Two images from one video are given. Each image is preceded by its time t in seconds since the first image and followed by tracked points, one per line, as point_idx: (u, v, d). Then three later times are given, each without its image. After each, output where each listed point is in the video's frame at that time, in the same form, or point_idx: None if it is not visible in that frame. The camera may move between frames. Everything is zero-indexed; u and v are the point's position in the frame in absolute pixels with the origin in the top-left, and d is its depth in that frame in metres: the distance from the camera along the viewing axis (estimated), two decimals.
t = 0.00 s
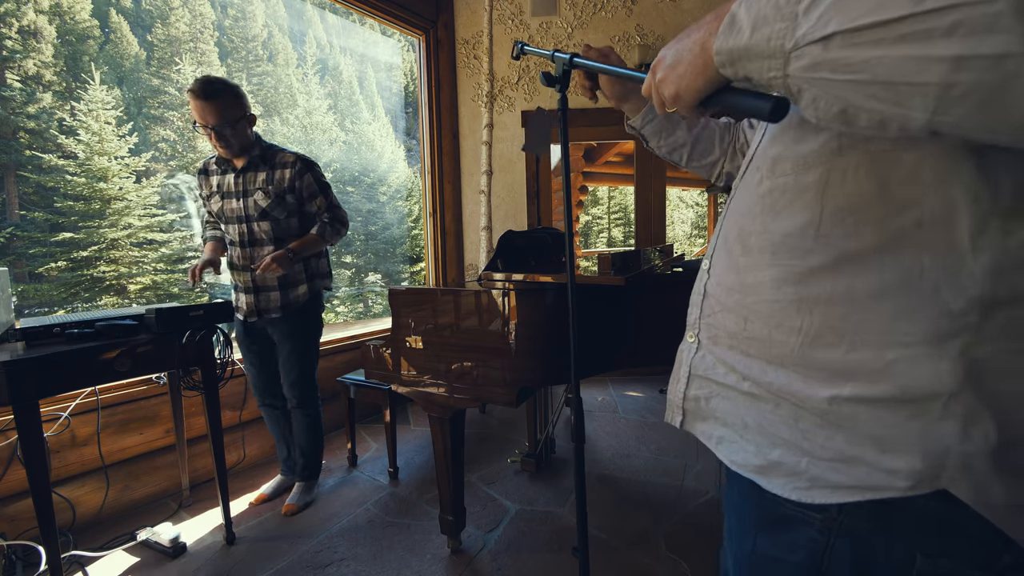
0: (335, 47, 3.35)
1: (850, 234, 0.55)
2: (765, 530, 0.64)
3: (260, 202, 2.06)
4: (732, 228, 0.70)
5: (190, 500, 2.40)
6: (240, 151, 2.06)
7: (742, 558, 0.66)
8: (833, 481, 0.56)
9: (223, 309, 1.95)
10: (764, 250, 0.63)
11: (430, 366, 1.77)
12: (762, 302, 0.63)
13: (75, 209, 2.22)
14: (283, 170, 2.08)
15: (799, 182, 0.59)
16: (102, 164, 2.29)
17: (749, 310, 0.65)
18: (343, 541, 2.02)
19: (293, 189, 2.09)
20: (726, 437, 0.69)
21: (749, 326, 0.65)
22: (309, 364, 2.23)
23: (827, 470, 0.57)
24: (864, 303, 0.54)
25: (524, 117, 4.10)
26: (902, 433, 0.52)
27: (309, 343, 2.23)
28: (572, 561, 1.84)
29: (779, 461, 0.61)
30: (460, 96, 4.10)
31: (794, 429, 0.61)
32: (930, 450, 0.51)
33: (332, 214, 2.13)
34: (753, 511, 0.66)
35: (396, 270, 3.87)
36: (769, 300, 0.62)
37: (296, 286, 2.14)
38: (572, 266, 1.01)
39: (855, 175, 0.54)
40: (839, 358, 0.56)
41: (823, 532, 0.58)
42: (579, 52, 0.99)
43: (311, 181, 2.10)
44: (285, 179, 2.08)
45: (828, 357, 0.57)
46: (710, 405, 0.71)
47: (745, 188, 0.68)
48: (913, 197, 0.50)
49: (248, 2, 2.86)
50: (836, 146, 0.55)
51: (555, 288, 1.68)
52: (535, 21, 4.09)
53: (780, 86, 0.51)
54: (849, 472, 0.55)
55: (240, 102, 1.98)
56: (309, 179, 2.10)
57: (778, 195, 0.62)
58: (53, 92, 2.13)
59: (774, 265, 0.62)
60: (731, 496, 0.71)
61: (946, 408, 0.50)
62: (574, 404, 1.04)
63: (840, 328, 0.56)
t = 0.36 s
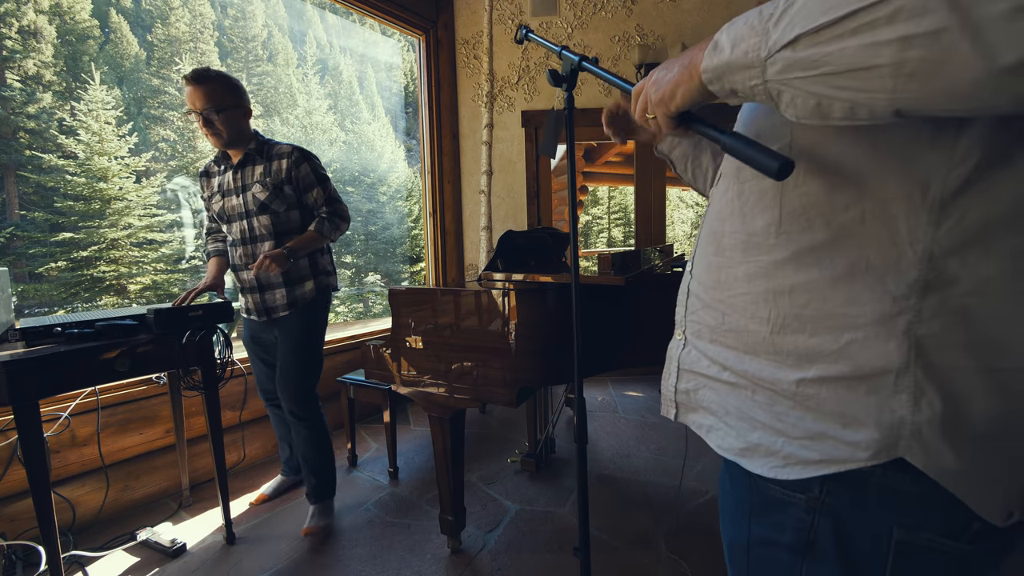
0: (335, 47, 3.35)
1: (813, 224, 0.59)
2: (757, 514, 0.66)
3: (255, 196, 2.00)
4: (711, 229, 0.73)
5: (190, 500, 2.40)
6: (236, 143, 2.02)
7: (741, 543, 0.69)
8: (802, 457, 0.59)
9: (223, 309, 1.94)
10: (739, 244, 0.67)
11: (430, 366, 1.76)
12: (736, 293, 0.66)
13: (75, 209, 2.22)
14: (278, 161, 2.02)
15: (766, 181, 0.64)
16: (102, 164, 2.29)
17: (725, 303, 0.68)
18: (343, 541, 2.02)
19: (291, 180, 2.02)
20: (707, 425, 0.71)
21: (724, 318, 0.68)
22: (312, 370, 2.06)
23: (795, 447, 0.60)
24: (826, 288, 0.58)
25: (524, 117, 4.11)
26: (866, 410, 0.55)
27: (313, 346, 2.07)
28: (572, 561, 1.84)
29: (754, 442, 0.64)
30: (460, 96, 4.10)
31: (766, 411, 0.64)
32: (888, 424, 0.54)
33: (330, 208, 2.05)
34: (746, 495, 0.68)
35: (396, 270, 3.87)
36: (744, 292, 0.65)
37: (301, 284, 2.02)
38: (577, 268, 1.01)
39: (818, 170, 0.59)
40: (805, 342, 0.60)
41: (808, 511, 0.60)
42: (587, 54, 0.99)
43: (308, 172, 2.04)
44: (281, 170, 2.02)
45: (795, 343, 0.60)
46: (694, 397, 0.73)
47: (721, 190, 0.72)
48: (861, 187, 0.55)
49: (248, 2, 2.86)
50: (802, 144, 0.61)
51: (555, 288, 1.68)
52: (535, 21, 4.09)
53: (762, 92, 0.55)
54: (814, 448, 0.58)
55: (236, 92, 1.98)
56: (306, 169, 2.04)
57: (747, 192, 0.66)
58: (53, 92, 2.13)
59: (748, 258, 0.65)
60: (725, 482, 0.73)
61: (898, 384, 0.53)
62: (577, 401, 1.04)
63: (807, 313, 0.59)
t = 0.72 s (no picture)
0: (335, 47, 3.35)
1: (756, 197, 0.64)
2: (731, 475, 0.67)
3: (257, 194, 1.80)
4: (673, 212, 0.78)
5: (190, 500, 2.40)
6: (241, 134, 1.83)
7: (717, 504, 0.70)
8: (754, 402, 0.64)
9: (223, 309, 1.94)
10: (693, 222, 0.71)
11: (430, 366, 1.76)
12: (692, 267, 0.70)
13: (75, 209, 2.22)
14: (286, 156, 1.78)
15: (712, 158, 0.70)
16: (102, 164, 2.28)
17: (681, 278, 0.72)
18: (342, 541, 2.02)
19: (298, 180, 1.79)
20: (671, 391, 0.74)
21: (682, 292, 0.72)
22: (331, 390, 1.83)
23: (744, 394, 0.65)
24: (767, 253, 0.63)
25: (524, 117, 4.10)
26: (801, 354, 0.61)
27: (332, 356, 1.85)
28: (573, 561, 1.85)
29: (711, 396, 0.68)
30: (460, 96, 4.10)
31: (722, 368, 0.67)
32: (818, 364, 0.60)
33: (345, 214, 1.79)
34: (724, 461, 0.68)
35: (396, 270, 3.87)
36: (699, 265, 0.70)
37: (302, 296, 1.79)
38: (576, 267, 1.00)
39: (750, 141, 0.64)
40: (753, 304, 0.64)
41: (779, 467, 0.62)
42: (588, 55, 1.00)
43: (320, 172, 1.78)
44: (287, 167, 1.78)
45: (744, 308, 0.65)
46: (662, 371, 0.76)
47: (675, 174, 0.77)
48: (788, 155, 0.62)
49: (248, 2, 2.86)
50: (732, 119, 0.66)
51: (556, 288, 1.69)
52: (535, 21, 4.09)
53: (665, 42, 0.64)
54: (761, 392, 0.63)
55: (240, 75, 1.75)
56: (315, 168, 1.77)
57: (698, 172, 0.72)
58: (53, 92, 2.13)
59: (702, 233, 0.69)
60: (703, 444, 0.73)
61: (819, 332, 0.61)
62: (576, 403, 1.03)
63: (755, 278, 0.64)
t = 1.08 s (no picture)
0: (334, 47, 3.35)
1: (712, 171, 0.73)
2: (709, 439, 0.73)
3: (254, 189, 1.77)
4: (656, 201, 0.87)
5: (190, 501, 2.40)
6: (236, 117, 1.78)
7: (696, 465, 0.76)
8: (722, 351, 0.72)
9: (223, 309, 1.94)
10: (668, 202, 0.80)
11: (430, 365, 1.76)
12: (668, 239, 0.79)
13: (74, 209, 2.22)
14: (286, 150, 1.75)
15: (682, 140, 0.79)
16: (102, 164, 2.28)
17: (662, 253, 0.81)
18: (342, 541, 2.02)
19: (298, 175, 1.75)
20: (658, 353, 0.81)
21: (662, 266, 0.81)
22: (335, 396, 1.78)
23: (710, 340, 0.72)
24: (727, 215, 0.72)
25: (524, 117, 4.10)
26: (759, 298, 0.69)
27: (333, 364, 1.78)
28: (573, 561, 1.85)
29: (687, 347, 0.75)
30: (460, 96, 4.10)
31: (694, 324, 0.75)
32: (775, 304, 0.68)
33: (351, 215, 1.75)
34: (703, 428, 0.75)
35: (396, 270, 3.86)
36: (670, 235, 0.78)
37: (304, 301, 1.71)
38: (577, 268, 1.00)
39: (709, 123, 0.75)
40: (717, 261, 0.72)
41: (747, 429, 0.69)
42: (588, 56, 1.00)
43: (322, 168, 1.74)
44: (287, 162, 1.75)
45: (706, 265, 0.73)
46: (651, 339, 0.82)
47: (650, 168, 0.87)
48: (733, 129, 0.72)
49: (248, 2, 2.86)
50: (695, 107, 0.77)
51: (556, 287, 1.69)
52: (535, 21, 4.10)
53: None
54: (726, 336, 0.71)
55: (233, 53, 1.69)
56: (316, 162, 1.74)
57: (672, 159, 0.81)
58: (53, 92, 2.13)
59: (675, 207, 0.78)
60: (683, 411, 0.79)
61: (769, 280, 0.69)
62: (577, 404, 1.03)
63: (716, 240, 0.72)
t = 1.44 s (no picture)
0: (335, 47, 3.35)
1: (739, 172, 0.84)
2: (745, 429, 0.76)
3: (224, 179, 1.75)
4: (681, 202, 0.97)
5: (190, 501, 2.40)
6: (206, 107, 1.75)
7: (719, 446, 0.80)
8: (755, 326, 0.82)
9: (223, 309, 1.95)
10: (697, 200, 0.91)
11: (430, 365, 1.77)
12: (703, 239, 0.89)
13: (75, 209, 2.22)
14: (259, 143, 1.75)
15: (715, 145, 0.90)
16: (102, 164, 2.28)
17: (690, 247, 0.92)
18: (343, 541, 2.02)
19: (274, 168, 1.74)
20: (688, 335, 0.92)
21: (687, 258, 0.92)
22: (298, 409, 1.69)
23: (744, 327, 0.83)
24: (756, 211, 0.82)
25: (524, 117, 4.10)
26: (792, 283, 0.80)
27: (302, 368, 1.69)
28: (573, 561, 1.85)
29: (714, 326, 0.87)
30: (460, 96, 4.10)
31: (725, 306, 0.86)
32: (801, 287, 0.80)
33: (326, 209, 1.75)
34: (737, 419, 0.77)
35: (396, 270, 3.86)
36: (703, 230, 0.89)
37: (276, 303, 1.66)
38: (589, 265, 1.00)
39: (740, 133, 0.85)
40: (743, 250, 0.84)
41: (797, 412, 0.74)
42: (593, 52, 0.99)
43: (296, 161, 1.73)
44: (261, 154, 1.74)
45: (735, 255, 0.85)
46: (683, 328, 0.93)
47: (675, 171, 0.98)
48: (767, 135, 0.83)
49: (248, 2, 2.87)
50: (729, 113, 0.88)
51: (556, 287, 1.68)
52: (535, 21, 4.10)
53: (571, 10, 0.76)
54: (763, 322, 0.81)
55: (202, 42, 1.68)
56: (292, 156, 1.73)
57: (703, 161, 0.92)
58: (53, 92, 2.13)
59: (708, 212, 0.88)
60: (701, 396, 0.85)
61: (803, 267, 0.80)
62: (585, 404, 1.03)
63: (748, 233, 0.83)
